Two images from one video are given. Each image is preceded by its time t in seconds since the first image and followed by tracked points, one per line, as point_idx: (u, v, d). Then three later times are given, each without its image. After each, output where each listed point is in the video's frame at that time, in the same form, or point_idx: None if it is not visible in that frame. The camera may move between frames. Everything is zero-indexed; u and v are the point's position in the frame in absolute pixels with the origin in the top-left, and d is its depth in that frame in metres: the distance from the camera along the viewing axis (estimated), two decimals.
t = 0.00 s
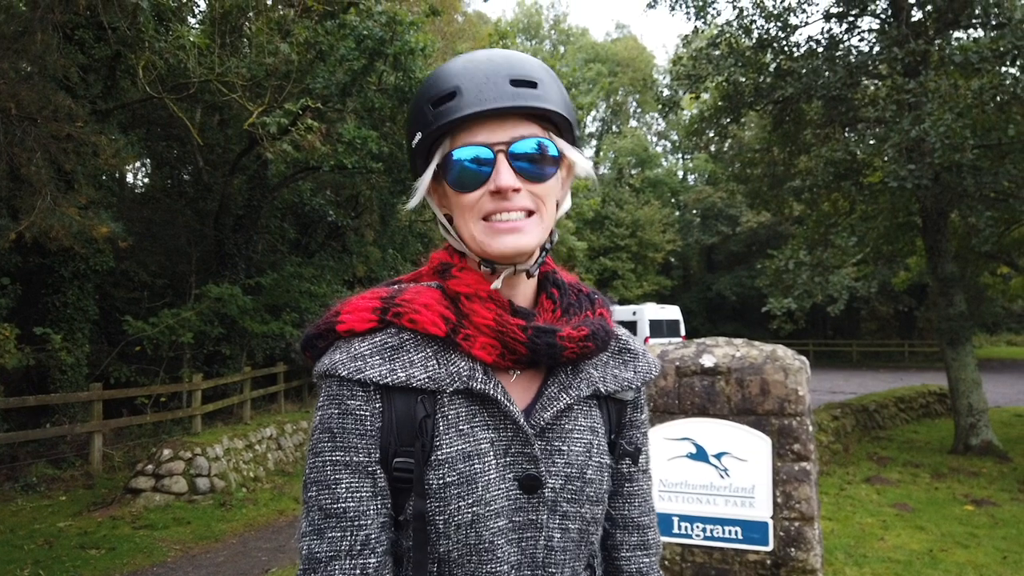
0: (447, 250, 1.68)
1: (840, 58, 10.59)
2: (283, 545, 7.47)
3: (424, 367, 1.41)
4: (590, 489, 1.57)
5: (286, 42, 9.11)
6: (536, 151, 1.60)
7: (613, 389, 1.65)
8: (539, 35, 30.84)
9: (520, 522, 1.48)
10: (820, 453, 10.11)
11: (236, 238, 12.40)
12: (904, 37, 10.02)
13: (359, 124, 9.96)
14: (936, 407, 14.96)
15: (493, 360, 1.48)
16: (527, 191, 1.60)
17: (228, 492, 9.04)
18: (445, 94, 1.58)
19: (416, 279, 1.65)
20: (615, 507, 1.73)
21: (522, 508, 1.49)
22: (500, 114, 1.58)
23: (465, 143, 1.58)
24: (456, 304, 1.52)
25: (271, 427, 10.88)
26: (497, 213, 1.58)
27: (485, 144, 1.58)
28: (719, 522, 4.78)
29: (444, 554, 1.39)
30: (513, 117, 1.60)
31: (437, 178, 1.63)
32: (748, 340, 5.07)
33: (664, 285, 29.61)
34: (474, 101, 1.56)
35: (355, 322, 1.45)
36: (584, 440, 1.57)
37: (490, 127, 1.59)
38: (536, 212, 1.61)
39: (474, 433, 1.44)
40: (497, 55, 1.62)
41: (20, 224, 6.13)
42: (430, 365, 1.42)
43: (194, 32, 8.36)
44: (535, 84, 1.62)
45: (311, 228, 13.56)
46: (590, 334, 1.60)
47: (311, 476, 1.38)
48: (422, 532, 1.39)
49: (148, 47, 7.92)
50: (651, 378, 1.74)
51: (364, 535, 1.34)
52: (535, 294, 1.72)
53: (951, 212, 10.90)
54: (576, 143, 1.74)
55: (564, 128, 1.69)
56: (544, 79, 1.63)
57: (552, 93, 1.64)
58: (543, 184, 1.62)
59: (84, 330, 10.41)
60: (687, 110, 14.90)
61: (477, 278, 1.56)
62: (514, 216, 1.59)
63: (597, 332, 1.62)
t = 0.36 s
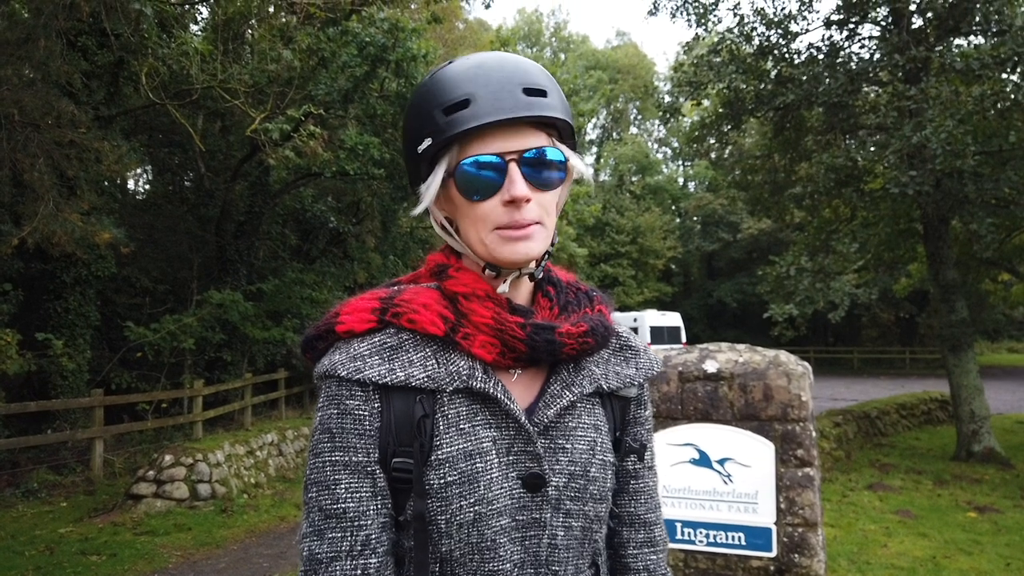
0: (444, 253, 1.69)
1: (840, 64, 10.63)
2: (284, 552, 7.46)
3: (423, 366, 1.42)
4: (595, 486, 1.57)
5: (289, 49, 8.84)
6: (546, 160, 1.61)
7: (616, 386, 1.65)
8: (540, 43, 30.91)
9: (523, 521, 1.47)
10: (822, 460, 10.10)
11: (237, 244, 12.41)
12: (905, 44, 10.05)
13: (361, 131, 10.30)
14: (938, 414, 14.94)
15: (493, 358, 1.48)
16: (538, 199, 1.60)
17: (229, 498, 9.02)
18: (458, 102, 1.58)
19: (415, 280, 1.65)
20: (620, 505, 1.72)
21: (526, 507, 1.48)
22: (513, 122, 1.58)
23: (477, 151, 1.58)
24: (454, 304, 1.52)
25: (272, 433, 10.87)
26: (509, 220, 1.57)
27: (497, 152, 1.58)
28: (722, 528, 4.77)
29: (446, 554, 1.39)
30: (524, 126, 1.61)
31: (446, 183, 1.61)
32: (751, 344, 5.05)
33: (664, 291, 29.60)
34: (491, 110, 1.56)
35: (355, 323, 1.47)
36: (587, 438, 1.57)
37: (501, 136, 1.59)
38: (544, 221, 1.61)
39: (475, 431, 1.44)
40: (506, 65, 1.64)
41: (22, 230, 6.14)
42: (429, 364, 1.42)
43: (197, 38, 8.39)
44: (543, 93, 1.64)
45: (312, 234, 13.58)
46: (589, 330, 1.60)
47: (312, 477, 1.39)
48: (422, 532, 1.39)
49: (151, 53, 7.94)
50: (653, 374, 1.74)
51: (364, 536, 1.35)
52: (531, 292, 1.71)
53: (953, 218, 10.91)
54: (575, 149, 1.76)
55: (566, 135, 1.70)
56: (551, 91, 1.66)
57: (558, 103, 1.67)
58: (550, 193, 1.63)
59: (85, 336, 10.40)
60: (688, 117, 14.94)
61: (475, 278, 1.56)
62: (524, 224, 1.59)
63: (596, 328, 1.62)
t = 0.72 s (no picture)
0: (439, 253, 1.67)
1: (839, 69, 10.67)
2: (284, 556, 7.44)
3: (420, 365, 1.42)
4: (591, 484, 1.56)
5: (289, 53, 8.88)
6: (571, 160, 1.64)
7: (610, 384, 1.64)
8: (540, 48, 30.97)
9: (521, 519, 1.47)
10: (822, 464, 10.09)
11: (237, 248, 12.41)
12: (905, 49, 10.09)
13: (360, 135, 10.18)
14: (937, 418, 14.94)
15: (489, 356, 1.48)
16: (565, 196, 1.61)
17: (228, 503, 9.01)
18: (502, 90, 1.57)
19: (410, 281, 1.65)
20: (617, 504, 1.71)
21: (523, 505, 1.47)
22: (549, 117, 1.61)
23: (515, 140, 1.57)
24: (450, 303, 1.52)
25: (271, 437, 10.86)
26: (544, 212, 1.57)
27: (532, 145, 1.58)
28: (722, 531, 4.77)
29: (445, 552, 1.39)
30: (554, 123, 1.64)
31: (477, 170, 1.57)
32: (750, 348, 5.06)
33: (664, 296, 29.61)
34: (530, 105, 1.58)
35: (351, 323, 1.47)
36: (583, 435, 1.56)
37: (536, 129, 1.60)
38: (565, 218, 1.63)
39: (472, 430, 1.44)
40: (536, 65, 1.67)
41: (22, 234, 6.14)
42: (426, 363, 1.42)
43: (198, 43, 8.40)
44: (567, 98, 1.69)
45: (313, 238, 13.60)
46: (585, 328, 1.59)
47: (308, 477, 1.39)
48: (420, 531, 1.39)
49: (151, 57, 7.97)
50: (647, 372, 1.73)
51: (361, 535, 1.35)
52: (527, 292, 1.71)
53: (952, 223, 10.94)
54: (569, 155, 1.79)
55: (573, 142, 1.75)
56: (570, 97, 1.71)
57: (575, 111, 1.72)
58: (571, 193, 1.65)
59: (85, 340, 10.39)
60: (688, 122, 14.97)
61: (471, 277, 1.55)
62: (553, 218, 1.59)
63: (592, 326, 1.61)
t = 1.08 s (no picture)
0: (426, 266, 1.65)
1: (829, 77, 10.73)
2: (274, 565, 7.40)
3: (408, 377, 1.40)
4: (581, 496, 1.54)
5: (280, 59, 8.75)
6: (548, 168, 1.62)
7: (599, 395, 1.62)
8: (531, 54, 31.04)
9: (510, 532, 1.45)
10: (813, 470, 10.11)
11: (227, 254, 12.35)
12: (894, 57, 10.17)
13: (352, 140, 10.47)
14: (927, 424, 15.00)
15: (477, 368, 1.46)
16: (545, 205, 1.60)
17: (217, 511, 8.95)
18: (475, 107, 1.55)
19: (397, 295, 1.63)
20: (607, 516, 1.69)
21: (513, 517, 1.45)
22: (523, 129, 1.59)
23: (492, 155, 1.55)
24: (438, 315, 1.50)
25: (261, 444, 10.80)
26: (528, 227, 1.56)
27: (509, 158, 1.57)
28: (715, 539, 4.76)
29: (434, 566, 1.37)
30: (529, 134, 1.62)
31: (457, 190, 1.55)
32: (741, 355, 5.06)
33: (655, 301, 29.66)
34: (505, 118, 1.56)
35: (338, 337, 1.45)
36: (572, 446, 1.54)
37: (511, 142, 1.58)
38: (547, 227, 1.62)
39: (460, 442, 1.42)
40: (506, 74, 1.64)
41: (9, 240, 6.08)
42: (414, 375, 1.41)
43: (188, 48, 8.37)
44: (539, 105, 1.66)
45: (303, 244, 13.56)
46: (573, 338, 1.57)
47: (297, 492, 1.38)
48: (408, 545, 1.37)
49: (142, 62, 7.92)
50: (636, 383, 1.71)
51: (349, 550, 1.33)
52: (515, 304, 1.69)
53: (941, 230, 11.00)
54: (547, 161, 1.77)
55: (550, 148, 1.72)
56: (542, 104, 1.68)
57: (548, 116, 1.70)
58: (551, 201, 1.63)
59: (73, 346, 10.27)
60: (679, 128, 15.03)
61: (459, 289, 1.54)
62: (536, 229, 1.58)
63: (579, 337, 1.59)
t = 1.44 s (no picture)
0: (424, 278, 1.66)
1: (828, 80, 10.73)
2: (272, 569, 7.36)
3: (409, 391, 1.39)
4: (585, 507, 1.52)
5: (278, 62, 8.68)
6: (516, 183, 1.58)
7: (601, 407, 1.60)
8: (529, 56, 31.04)
9: (515, 545, 1.43)
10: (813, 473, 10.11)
11: (225, 256, 12.32)
12: (893, 60, 10.18)
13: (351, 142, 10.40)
14: (925, 426, 15.01)
15: (478, 381, 1.45)
16: (511, 222, 1.57)
17: (215, 514, 8.91)
18: (428, 128, 1.56)
19: (396, 308, 1.62)
20: (611, 527, 1.67)
21: (517, 530, 1.43)
22: (482, 147, 1.56)
23: (448, 176, 1.56)
24: (437, 328, 1.49)
25: (259, 447, 10.77)
26: (484, 244, 1.54)
27: (468, 177, 1.56)
28: (717, 544, 4.75)
29: None
30: (495, 151, 1.59)
31: (418, 210, 1.59)
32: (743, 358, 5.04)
33: (652, 303, 29.67)
34: (458, 137, 1.54)
35: (338, 351, 1.44)
36: (575, 457, 1.52)
37: (470, 161, 1.57)
38: (519, 242, 1.58)
39: (463, 455, 1.40)
40: (476, 89, 1.61)
41: (7, 244, 6.05)
42: (415, 389, 1.40)
43: (187, 51, 8.35)
44: (514, 117, 1.61)
45: (301, 246, 13.54)
46: (573, 350, 1.56)
47: (299, 507, 1.36)
48: (413, 559, 1.35)
49: (139, 64, 7.88)
50: (638, 393, 1.69)
51: (353, 565, 1.31)
52: (514, 315, 1.68)
53: (939, 232, 11.01)
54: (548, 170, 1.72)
55: (541, 158, 1.67)
56: (522, 114, 1.62)
57: (531, 126, 1.63)
58: (524, 216, 1.59)
59: (70, 349, 10.22)
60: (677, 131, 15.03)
61: (456, 302, 1.52)
62: (499, 246, 1.56)
63: (580, 348, 1.58)
